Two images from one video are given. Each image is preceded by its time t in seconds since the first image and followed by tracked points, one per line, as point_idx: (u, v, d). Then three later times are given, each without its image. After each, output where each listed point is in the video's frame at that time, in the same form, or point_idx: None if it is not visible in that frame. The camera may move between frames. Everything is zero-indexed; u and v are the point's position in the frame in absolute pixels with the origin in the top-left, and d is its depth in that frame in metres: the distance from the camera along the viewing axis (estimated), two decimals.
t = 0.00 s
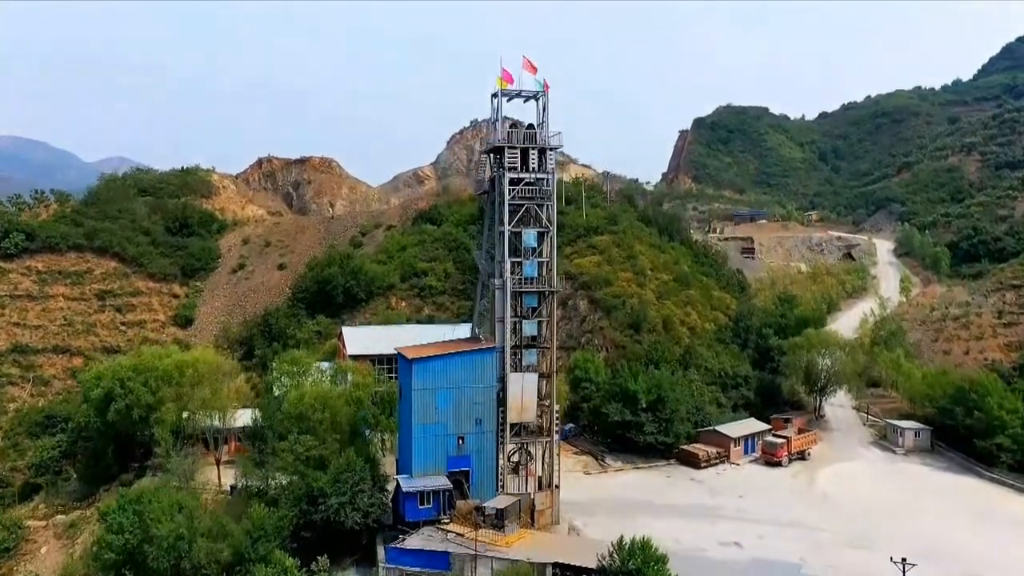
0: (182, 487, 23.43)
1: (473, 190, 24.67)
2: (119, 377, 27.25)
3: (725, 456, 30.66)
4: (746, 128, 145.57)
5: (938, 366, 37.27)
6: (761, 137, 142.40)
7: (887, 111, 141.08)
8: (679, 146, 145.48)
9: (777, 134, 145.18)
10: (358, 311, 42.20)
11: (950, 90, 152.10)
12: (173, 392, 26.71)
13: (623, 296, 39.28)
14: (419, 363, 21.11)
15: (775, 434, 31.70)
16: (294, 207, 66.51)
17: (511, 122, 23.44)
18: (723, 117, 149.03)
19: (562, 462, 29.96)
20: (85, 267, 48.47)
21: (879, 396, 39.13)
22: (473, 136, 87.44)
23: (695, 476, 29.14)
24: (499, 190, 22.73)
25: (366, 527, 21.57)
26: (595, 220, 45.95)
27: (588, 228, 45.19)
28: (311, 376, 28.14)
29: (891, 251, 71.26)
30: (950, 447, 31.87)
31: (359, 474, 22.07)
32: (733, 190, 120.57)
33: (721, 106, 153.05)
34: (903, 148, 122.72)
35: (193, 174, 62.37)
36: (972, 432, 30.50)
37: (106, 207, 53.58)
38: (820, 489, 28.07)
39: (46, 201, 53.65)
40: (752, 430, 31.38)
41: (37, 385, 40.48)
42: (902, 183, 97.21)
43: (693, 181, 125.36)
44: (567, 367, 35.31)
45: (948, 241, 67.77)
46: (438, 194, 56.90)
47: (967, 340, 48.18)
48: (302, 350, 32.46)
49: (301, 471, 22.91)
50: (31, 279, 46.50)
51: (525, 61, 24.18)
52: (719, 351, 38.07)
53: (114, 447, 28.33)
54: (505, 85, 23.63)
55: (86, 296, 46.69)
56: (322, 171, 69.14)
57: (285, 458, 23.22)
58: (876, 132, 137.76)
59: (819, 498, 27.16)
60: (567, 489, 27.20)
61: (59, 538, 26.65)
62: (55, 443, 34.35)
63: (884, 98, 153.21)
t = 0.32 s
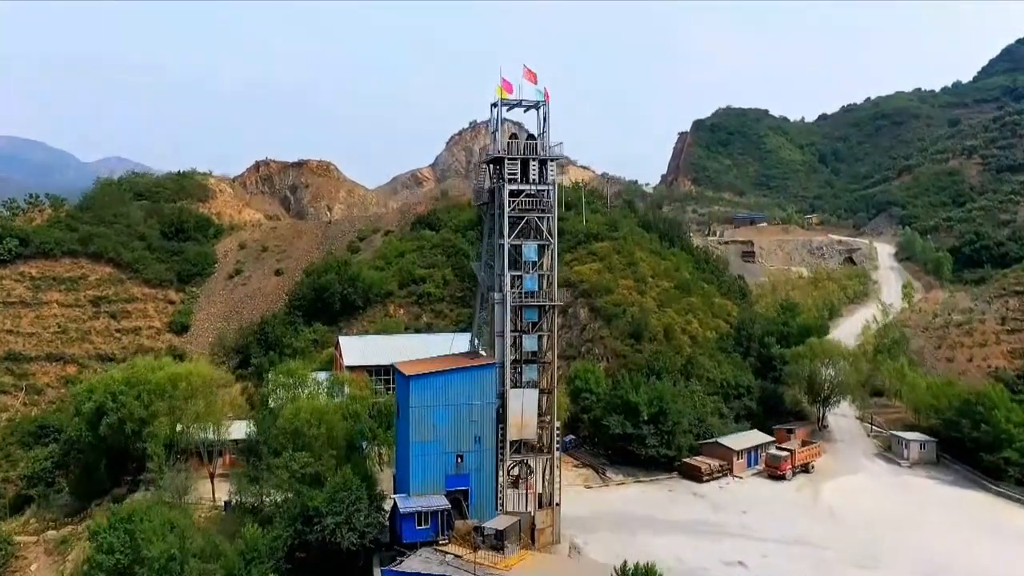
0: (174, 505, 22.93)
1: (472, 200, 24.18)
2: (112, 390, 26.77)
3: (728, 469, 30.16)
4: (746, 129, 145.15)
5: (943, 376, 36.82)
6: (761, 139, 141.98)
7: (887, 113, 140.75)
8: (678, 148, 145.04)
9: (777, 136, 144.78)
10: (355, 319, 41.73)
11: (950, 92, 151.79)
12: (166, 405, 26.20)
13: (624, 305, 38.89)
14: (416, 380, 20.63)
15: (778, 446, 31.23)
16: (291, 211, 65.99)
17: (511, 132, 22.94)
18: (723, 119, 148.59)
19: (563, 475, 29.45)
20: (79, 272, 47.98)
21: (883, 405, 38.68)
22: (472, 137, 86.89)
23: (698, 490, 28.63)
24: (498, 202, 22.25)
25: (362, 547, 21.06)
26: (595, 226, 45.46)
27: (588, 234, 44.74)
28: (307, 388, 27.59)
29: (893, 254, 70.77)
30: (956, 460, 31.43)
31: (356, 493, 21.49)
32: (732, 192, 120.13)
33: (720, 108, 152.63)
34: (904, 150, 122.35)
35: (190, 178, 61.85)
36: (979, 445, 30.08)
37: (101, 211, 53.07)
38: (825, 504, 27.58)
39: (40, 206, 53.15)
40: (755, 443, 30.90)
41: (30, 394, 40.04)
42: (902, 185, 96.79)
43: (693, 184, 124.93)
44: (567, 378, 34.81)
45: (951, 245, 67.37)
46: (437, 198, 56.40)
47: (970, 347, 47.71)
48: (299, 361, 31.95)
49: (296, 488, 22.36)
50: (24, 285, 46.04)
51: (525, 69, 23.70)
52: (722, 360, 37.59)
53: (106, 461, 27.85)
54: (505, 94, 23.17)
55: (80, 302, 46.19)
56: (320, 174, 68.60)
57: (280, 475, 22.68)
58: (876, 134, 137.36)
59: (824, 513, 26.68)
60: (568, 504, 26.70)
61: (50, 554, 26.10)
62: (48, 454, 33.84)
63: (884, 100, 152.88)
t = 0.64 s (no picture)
0: (163, 532, 22.17)
1: (470, 214, 23.44)
2: (100, 410, 26.04)
3: (733, 487, 29.40)
4: (746, 132, 144.53)
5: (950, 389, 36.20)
6: (761, 142, 141.41)
7: (887, 115, 140.23)
8: (677, 151, 144.36)
9: (777, 138, 144.20)
10: (352, 330, 41.02)
11: (950, 94, 151.47)
12: (156, 425, 25.48)
13: (625, 316, 38.21)
14: (414, 405, 19.91)
15: (784, 464, 30.53)
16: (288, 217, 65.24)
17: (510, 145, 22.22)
18: (722, 121, 147.93)
19: (563, 494, 28.73)
20: (71, 281, 47.24)
21: (888, 418, 38.04)
22: (470, 140, 86.09)
23: (702, 509, 27.93)
24: (497, 218, 21.53)
25: None
26: (596, 235, 44.79)
27: (588, 242, 44.06)
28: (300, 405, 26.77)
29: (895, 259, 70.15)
30: (965, 477, 30.79)
31: (350, 520, 20.89)
32: (732, 195, 119.46)
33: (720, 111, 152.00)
34: (904, 153, 121.86)
35: (184, 183, 61.04)
36: (989, 463, 29.47)
37: (94, 218, 52.31)
38: (832, 524, 26.89)
39: (32, 214, 52.41)
40: (760, 461, 30.20)
41: (19, 406, 39.25)
42: (903, 189, 96.23)
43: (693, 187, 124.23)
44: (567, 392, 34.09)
45: (953, 251, 66.84)
46: (434, 204, 55.69)
47: (975, 356, 47.09)
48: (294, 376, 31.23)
49: (289, 514, 21.64)
50: (15, 294, 45.30)
51: (525, 80, 22.98)
52: (725, 373, 36.92)
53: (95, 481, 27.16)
54: (505, 106, 22.45)
55: (72, 311, 45.47)
56: (317, 179, 67.85)
57: (272, 501, 21.95)
58: (876, 136, 136.83)
59: (832, 534, 26.01)
60: (569, 525, 25.96)
61: None
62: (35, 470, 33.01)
63: (883, 102, 152.48)
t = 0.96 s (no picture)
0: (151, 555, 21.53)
1: (469, 227, 22.84)
2: (89, 426, 25.42)
3: (737, 502, 28.82)
4: (745, 134, 144.00)
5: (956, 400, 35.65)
6: (760, 144, 140.84)
7: (887, 117, 139.75)
8: (676, 153, 143.83)
9: (776, 140, 143.63)
10: (348, 339, 40.38)
11: (949, 96, 151.10)
12: (147, 442, 24.88)
13: (626, 325, 37.62)
14: (410, 426, 19.30)
15: (788, 478, 29.96)
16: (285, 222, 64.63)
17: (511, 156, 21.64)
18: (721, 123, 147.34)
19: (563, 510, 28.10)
20: (64, 287, 46.60)
21: (893, 429, 37.46)
22: (468, 141, 85.37)
23: (706, 526, 27.32)
24: (496, 232, 20.95)
25: None
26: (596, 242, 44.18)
27: (588, 249, 43.45)
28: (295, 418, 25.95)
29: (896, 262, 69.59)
30: (973, 492, 30.25)
31: (345, 545, 20.45)
32: (731, 198, 118.85)
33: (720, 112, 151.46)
34: (904, 156, 121.42)
35: (179, 188, 60.35)
36: (999, 478, 28.93)
37: (88, 224, 51.68)
38: (839, 542, 26.31)
39: (24, 220, 51.77)
40: (764, 475, 29.63)
41: (10, 417, 38.59)
42: (903, 192, 95.69)
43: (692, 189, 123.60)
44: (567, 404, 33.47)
45: (956, 257, 66.41)
46: (432, 209, 55.05)
47: (980, 364, 46.53)
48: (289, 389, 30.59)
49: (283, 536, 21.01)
50: (7, 302, 44.67)
51: (527, 90, 22.48)
52: (728, 383, 36.32)
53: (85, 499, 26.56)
54: (505, 116, 21.88)
55: (64, 319, 44.83)
56: (314, 183, 67.13)
57: (265, 523, 21.29)
58: (876, 138, 136.28)
59: (839, 553, 25.43)
60: (570, 544, 25.36)
61: None
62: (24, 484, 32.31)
63: (882, 104, 152.04)
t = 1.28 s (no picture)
0: None
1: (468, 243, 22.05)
2: (75, 447, 24.60)
3: (743, 522, 28.03)
4: (745, 136, 143.32)
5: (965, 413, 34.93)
6: (760, 146, 140.10)
7: (887, 120, 139.11)
8: (676, 156, 143.07)
9: (776, 143, 142.90)
10: (344, 350, 39.52)
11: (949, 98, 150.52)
12: (134, 463, 24.08)
13: (628, 337, 36.83)
14: (406, 453, 18.53)
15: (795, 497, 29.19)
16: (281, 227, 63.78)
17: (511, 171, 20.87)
18: (721, 125, 146.64)
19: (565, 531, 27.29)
20: (55, 296, 45.74)
21: (900, 443, 36.74)
22: (466, 144, 84.53)
23: (712, 548, 26.53)
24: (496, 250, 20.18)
25: None
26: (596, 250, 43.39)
27: (589, 258, 42.65)
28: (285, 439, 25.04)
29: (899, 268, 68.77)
30: (984, 511, 29.54)
31: None
32: (731, 201, 118.08)
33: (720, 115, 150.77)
34: (905, 158, 120.83)
35: (173, 193, 59.48)
36: (1011, 498, 28.22)
37: (80, 231, 50.83)
38: (849, 565, 25.54)
39: (16, 227, 50.92)
40: (771, 494, 28.84)
41: None
42: (904, 195, 95.01)
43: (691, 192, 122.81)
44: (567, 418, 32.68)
45: (959, 263, 65.74)
46: (430, 215, 54.25)
47: (986, 374, 45.82)
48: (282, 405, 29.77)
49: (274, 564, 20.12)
50: None
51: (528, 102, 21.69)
52: (732, 397, 35.55)
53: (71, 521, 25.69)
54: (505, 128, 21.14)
55: (55, 328, 43.96)
56: (310, 188, 66.31)
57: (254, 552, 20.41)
58: (876, 140, 135.53)
59: None
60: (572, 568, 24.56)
61: None
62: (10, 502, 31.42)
63: (883, 107, 151.39)
